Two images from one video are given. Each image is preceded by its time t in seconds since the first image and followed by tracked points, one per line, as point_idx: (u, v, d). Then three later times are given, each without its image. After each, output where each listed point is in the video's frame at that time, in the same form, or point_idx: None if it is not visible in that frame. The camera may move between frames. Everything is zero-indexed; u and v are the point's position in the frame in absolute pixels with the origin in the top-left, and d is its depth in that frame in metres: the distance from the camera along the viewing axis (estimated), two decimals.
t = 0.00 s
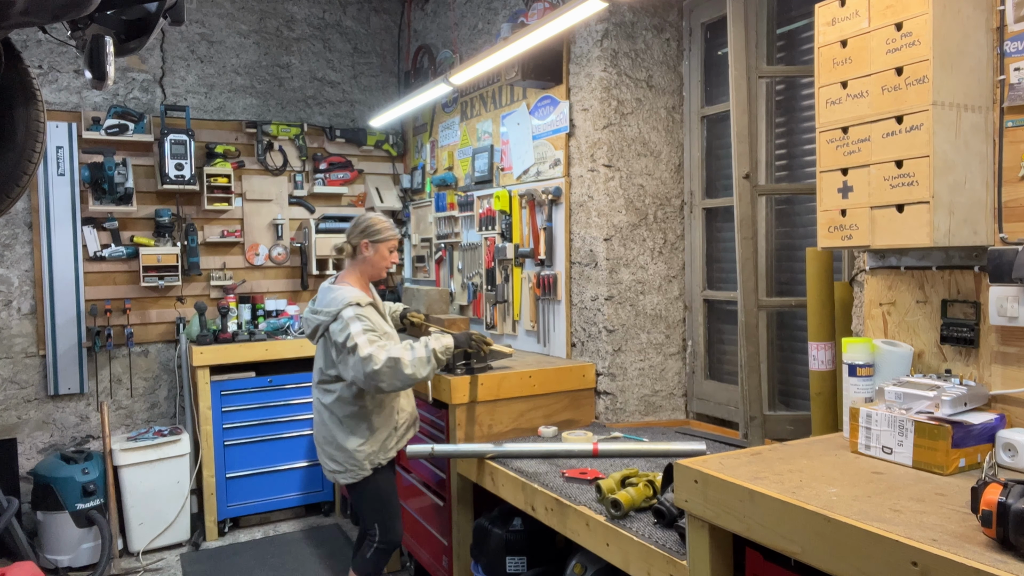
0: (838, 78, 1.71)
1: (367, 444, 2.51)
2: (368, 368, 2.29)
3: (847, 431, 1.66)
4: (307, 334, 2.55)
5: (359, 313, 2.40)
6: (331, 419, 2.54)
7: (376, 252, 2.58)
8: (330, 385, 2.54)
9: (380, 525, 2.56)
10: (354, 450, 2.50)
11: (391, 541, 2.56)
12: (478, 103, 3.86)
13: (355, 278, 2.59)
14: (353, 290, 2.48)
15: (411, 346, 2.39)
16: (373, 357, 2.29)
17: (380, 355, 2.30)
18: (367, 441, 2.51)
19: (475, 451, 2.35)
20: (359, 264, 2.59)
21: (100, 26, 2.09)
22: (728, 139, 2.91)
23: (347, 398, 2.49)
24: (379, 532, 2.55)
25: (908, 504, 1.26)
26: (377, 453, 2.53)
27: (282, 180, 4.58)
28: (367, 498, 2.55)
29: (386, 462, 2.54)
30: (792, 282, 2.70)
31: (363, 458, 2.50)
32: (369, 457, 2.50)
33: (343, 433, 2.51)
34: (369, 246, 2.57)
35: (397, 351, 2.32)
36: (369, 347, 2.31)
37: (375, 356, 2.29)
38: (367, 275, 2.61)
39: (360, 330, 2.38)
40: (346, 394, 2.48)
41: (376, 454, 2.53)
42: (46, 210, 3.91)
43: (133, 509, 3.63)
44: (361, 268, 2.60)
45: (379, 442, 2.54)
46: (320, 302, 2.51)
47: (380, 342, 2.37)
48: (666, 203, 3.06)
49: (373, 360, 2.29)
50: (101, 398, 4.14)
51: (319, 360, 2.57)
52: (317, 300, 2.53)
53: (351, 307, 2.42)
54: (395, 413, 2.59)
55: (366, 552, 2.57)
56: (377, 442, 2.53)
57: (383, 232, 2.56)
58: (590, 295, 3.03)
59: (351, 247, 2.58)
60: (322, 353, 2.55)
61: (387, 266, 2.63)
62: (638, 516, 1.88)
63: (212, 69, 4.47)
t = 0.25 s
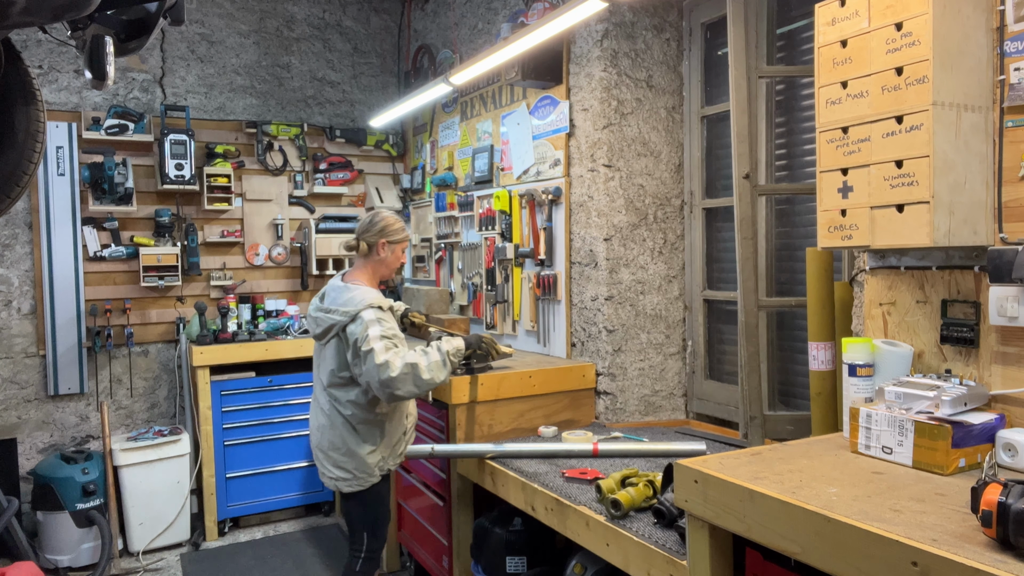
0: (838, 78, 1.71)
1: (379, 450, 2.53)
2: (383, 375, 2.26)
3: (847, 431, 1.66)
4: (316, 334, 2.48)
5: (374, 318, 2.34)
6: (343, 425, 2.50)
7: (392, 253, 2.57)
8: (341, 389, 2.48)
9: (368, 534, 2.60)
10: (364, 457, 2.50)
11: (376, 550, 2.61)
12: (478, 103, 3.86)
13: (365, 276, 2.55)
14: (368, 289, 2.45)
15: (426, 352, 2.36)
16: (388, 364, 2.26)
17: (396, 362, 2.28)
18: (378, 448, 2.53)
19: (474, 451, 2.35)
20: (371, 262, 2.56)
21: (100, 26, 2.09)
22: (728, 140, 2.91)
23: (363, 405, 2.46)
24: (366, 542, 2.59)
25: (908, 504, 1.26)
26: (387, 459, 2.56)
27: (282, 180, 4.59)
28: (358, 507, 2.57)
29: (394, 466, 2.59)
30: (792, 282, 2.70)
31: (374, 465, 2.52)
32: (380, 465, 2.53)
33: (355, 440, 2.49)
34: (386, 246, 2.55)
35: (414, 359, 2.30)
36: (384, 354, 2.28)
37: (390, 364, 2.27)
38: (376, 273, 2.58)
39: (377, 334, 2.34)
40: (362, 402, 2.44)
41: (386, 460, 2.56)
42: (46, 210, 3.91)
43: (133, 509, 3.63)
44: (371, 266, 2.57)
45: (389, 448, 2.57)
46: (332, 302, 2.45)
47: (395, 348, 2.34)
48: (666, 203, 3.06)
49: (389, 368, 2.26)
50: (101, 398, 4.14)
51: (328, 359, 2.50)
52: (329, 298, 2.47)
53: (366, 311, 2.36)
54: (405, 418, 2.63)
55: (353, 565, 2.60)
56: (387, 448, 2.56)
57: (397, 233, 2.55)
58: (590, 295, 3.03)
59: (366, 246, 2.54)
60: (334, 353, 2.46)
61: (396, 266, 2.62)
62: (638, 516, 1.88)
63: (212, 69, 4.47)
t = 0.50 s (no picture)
0: (838, 78, 1.71)
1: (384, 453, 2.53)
2: (396, 378, 2.25)
3: (847, 431, 1.66)
4: (322, 335, 2.46)
5: (385, 320, 2.34)
6: (349, 428, 2.49)
7: (396, 254, 2.57)
8: (348, 391, 2.47)
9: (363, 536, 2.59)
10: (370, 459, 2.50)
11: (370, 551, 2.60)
12: (478, 103, 3.86)
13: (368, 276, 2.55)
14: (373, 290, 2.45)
15: (437, 353, 2.37)
16: (401, 366, 2.26)
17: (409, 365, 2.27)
18: (383, 450, 2.54)
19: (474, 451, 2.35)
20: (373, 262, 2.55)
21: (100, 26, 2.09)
22: (728, 140, 2.91)
23: (370, 408, 2.46)
24: (360, 543, 2.58)
25: (908, 503, 1.26)
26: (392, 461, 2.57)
27: (282, 180, 4.59)
28: (356, 509, 2.57)
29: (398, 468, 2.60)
30: (792, 282, 2.70)
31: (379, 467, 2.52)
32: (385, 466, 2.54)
33: (361, 443, 2.49)
34: (391, 247, 2.55)
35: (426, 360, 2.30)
36: (396, 356, 2.28)
37: (403, 365, 2.26)
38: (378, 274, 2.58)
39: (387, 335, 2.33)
40: (370, 404, 2.44)
41: (390, 463, 2.57)
42: (46, 210, 3.91)
43: (133, 509, 3.63)
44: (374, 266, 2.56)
45: (393, 450, 2.58)
46: (338, 303, 2.44)
47: (406, 349, 2.33)
48: (666, 203, 3.06)
49: (402, 370, 2.25)
50: (101, 398, 4.14)
51: (333, 361, 2.48)
52: (335, 299, 2.45)
53: (375, 312, 2.35)
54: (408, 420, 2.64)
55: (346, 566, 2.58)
56: (392, 450, 2.57)
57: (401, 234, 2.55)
58: (590, 295, 3.03)
59: (370, 247, 2.53)
60: (340, 354, 2.45)
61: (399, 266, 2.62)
62: (638, 516, 1.88)
63: (212, 69, 4.47)
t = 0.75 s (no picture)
0: (838, 78, 1.71)
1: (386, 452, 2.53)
2: (392, 378, 2.25)
3: (847, 431, 1.66)
4: (321, 336, 2.47)
5: (382, 320, 2.34)
6: (350, 428, 2.49)
7: (393, 254, 2.57)
8: (349, 391, 2.47)
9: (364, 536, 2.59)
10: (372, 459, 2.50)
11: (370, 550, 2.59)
12: (478, 103, 3.86)
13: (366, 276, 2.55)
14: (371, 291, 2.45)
15: (433, 354, 2.36)
16: (397, 366, 2.25)
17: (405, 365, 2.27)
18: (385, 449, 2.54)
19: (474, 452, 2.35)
20: (372, 262, 2.55)
21: (100, 26, 2.09)
22: (728, 139, 2.91)
23: (370, 407, 2.46)
24: (361, 543, 2.57)
25: (908, 503, 1.26)
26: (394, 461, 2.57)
27: (282, 180, 4.59)
28: (356, 509, 2.57)
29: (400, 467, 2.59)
30: (792, 282, 2.70)
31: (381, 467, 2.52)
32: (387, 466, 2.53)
33: (363, 442, 2.49)
34: (388, 247, 2.55)
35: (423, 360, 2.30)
36: (392, 356, 2.27)
37: (398, 366, 2.26)
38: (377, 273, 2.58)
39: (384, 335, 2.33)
40: (370, 403, 2.45)
41: (392, 462, 2.57)
42: (46, 210, 3.91)
43: (133, 509, 3.63)
44: (372, 266, 2.56)
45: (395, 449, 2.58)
46: (335, 304, 2.44)
47: (402, 349, 2.33)
48: (666, 203, 3.06)
49: (397, 370, 2.25)
50: (101, 398, 4.14)
51: (332, 361, 2.49)
52: (332, 300, 2.45)
53: (372, 312, 2.35)
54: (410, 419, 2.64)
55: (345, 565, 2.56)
56: (394, 449, 2.57)
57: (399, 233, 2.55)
58: (590, 295, 3.03)
59: (367, 246, 2.53)
60: (339, 355, 2.46)
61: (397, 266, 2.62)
62: (638, 516, 1.88)
63: (212, 69, 4.47)
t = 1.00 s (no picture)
0: (838, 78, 1.71)
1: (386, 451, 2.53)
2: (388, 375, 2.25)
3: (847, 431, 1.66)
4: (320, 335, 2.47)
5: (378, 317, 2.33)
6: (350, 427, 2.50)
7: (392, 252, 2.57)
8: (348, 390, 2.48)
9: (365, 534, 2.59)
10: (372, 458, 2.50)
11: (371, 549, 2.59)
12: (478, 103, 3.86)
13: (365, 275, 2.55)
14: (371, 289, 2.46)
15: (429, 350, 2.35)
16: (392, 363, 2.25)
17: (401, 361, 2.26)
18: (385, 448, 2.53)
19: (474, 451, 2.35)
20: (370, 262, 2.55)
21: (100, 26, 2.09)
22: (728, 139, 2.91)
23: (369, 406, 2.46)
24: (362, 542, 2.57)
25: (908, 503, 1.26)
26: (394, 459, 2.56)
27: (282, 180, 4.59)
28: (356, 509, 2.57)
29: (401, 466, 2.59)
30: (792, 282, 2.70)
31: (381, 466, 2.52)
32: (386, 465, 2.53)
33: (362, 441, 2.49)
34: (386, 246, 2.55)
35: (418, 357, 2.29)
36: (388, 353, 2.27)
37: (394, 363, 2.25)
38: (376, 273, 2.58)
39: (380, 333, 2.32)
40: (369, 402, 2.44)
41: (392, 461, 2.56)
42: (46, 210, 3.91)
43: (133, 509, 3.63)
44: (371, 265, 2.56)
45: (395, 448, 2.57)
46: (333, 303, 2.44)
47: (399, 346, 2.33)
48: (666, 203, 3.06)
49: (393, 367, 2.25)
50: (101, 398, 4.14)
51: (332, 360, 2.49)
52: (330, 299, 2.45)
53: (369, 311, 2.35)
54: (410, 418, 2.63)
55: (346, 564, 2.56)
56: (394, 448, 2.56)
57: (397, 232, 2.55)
58: (590, 295, 3.03)
59: (366, 246, 2.53)
60: (338, 354, 2.46)
61: (396, 264, 2.62)
62: (638, 516, 1.88)
63: (212, 68, 4.47)
